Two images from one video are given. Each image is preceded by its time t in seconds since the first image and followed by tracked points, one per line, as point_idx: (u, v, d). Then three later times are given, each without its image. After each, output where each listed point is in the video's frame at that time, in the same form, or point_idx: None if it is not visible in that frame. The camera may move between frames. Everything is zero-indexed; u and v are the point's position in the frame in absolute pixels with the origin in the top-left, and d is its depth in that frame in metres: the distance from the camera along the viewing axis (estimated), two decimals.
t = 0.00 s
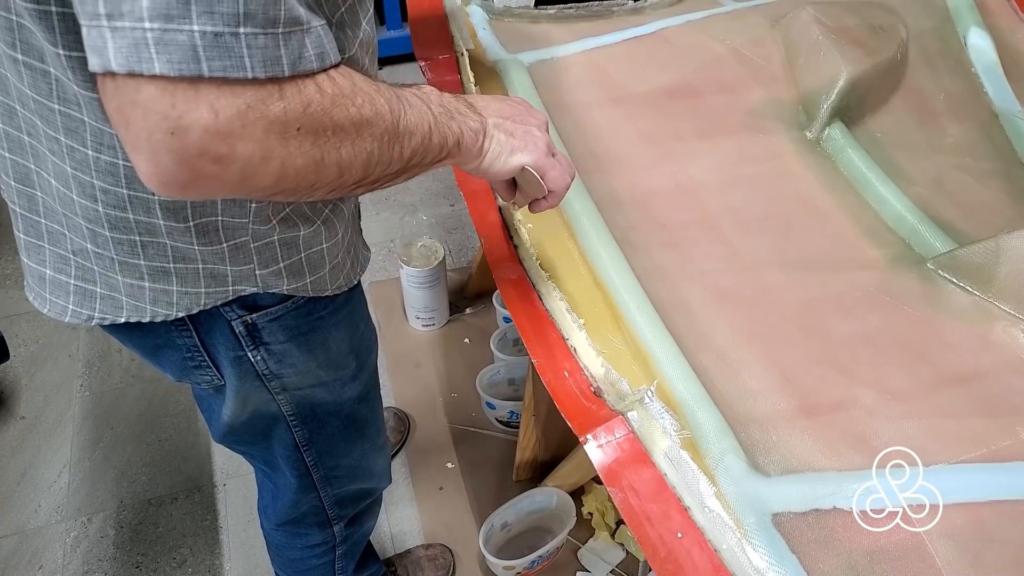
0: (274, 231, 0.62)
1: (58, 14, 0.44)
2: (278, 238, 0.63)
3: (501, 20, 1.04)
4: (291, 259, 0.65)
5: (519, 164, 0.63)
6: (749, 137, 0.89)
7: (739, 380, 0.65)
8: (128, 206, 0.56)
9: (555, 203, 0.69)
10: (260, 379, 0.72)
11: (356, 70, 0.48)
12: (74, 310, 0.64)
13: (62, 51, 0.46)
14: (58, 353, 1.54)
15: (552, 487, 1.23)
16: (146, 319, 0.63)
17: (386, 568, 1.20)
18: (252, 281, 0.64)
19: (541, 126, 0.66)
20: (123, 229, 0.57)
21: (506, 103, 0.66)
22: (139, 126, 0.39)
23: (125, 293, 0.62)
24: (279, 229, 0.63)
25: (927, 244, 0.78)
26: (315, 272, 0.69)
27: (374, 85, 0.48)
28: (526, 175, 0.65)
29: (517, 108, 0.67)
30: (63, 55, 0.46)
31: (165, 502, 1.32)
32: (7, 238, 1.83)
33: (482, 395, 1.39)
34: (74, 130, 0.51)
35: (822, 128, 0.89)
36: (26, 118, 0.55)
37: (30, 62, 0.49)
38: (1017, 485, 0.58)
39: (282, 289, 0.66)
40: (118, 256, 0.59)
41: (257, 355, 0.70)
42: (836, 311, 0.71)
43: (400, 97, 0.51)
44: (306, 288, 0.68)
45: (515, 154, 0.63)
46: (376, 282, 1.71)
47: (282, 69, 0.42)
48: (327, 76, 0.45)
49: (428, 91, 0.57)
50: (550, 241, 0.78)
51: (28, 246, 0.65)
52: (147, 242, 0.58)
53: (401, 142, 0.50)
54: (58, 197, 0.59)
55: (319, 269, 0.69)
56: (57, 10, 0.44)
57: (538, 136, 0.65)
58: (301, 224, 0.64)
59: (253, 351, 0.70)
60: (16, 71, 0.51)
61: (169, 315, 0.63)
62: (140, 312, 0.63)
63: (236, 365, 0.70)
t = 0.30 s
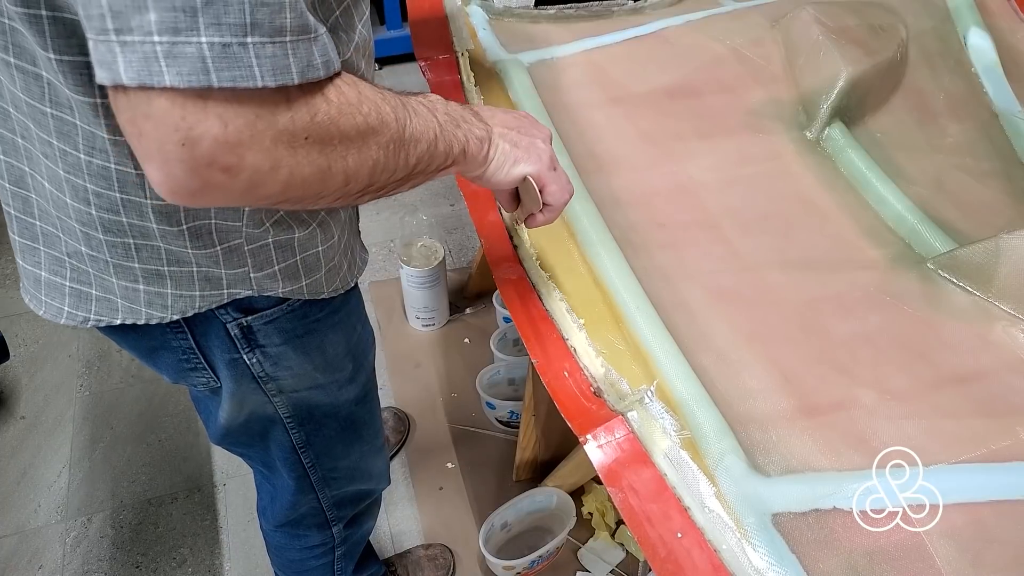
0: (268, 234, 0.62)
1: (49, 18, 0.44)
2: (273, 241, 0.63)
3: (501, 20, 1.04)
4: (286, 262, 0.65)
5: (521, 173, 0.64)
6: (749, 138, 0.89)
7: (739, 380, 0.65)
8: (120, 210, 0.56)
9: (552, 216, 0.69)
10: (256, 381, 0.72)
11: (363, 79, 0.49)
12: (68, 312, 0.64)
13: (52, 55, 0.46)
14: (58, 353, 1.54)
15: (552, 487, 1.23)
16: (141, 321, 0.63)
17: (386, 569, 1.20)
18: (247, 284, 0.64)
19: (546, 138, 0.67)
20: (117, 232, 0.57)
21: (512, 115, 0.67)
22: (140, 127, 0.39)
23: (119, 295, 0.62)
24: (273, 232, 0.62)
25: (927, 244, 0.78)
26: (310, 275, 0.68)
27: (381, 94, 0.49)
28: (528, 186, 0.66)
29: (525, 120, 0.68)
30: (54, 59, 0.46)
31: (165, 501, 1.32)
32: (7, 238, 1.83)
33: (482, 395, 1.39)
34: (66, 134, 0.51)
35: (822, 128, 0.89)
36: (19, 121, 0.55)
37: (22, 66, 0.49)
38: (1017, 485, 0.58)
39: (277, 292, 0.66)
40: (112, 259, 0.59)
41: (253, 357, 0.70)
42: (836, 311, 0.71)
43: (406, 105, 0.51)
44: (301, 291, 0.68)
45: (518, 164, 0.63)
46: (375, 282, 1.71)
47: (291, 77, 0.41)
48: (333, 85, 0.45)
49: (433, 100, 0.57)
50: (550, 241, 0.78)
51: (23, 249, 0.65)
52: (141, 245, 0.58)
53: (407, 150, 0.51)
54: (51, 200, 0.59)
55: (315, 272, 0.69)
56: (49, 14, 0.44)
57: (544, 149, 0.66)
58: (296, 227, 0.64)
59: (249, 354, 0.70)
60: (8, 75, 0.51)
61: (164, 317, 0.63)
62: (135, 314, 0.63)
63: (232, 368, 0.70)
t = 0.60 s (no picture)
0: (270, 233, 0.62)
1: (52, 17, 0.44)
2: (274, 240, 0.63)
3: (501, 20, 1.04)
4: (288, 261, 0.65)
5: (506, 139, 0.63)
6: (749, 138, 0.89)
7: (739, 380, 0.65)
8: (123, 209, 0.56)
9: (537, 187, 0.69)
10: (258, 381, 0.72)
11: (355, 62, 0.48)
12: (71, 312, 0.64)
13: (55, 54, 0.46)
14: (57, 353, 1.54)
15: (552, 487, 1.23)
16: (143, 321, 0.63)
17: (386, 569, 1.21)
18: (248, 283, 0.64)
19: (530, 112, 0.67)
20: (119, 232, 0.57)
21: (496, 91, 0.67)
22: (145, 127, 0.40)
23: (122, 295, 0.62)
24: (275, 231, 0.63)
25: (927, 244, 0.78)
26: (311, 274, 0.69)
27: (374, 77, 0.49)
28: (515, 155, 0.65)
29: (506, 95, 0.67)
30: (57, 58, 0.46)
31: (166, 502, 1.32)
32: (7, 238, 1.83)
33: (482, 395, 1.39)
34: (69, 133, 0.51)
35: (822, 128, 0.89)
36: (22, 121, 0.55)
37: (25, 65, 0.49)
38: (1017, 485, 0.58)
39: (279, 292, 0.66)
40: (114, 258, 0.59)
41: (254, 357, 0.70)
42: (836, 311, 0.71)
43: (396, 84, 0.51)
44: (302, 290, 0.68)
45: (506, 132, 0.63)
46: (375, 282, 1.71)
47: (294, 71, 0.41)
48: (330, 74, 0.45)
49: (421, 73, 0.57)
50: (550, 241, 0.78)
51: (24, 249, 0.65)
52: (143, 245, 0.58)
53: (402, 131, 0.51)
54: (54, 200, 0.59)
55: (316, 271, 0.69)
56: (51, 12, 0.44)
57: (527, 118, 0.65)
58: (298, 227, 0.65)
59: (250, 353, 0.70)
60: (11, 74, 0.51)
61: (166, 316, 0.63)
62: (137, 314, 0.63)
63: (234, 367, 0.70)
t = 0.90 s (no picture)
0: (271, 229, 0.62)
1: (55, 11, 0.44)
2: (274, 236, 0.63)
3: (501, 19, 1.04)
4: (288, 257, 0.65)
5: (529, 168, 0.63)
6: (749, 137, 0.89)
7: (739, 380, 0.65)
8: (124, 202, 0.56)
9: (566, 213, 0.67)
10: (257, 376, 0.72)
11: (357, 67, 0.48)
12: (71, 305, 0.64)
13: (58, 47, 0.46)
14: (58, 353, 1.54)
15: (552, 487, 1.23)
16: (142, 315, 0.63)
17: (386, 568, 1.21)
18: (248, 279, 0.64)
19: (556, 132, 0.66)
20: (119, 225, 0.57)
21: (525, 109, 0.67)
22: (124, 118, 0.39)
23: (122, 289, 0.62)
24: (275, 227, 0.63)
25: (927, 244, 0.78)
26: (311, 271, 0.69)
27: (376, 84, 0.49)
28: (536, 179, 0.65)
29: (535, 113, 0.67)
30: (60, 52, 0.46)
31: (166, 502, 1.32)
32: (7, 238, 1.83)
33: (482, 395, 1.39)
34: (71, 126, 0.51)
35: (822, 128, 0.89)
36: (24, 114, 0.55)
37: (27, 58, 0.49)
38: (1017, 485, 0.58)
39: (279, 287, 0.66)
40: (115, 252, 0.59)
41: (254, 352, 0.70)
42: (836, 311, 0.71)
43: (405, 95, 0.51)
44: (302, 287, 0.68)
45: (526, 157, 0.63)
46: (375, 282, 1.71)
47: (274, 66, 0.42)
48: (320, 72, 0.45)
49: (438, 90, 0.58)
50: (550, 240, 0.78)
51: (25, 242, 0.65)
52: (144, 239, 0.58)
53: (403, 140, 0.50)
54: (55, 193, 0.59)
55: (316, 268, 0.69)
56: (54, 6, 0.44)
57: (554, 142, 0.65)
58: (298, 223, 0.65)
59: (250, 349, 0.70)
60: (13, 66, 0.51)
61: (166, 311, 0.63)
62: (137, 308, 0.63)
63: (233, 363, 0.70)
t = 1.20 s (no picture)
0: (270, 232, 0.62)
1: (53, 15, 0.44)
2: (274, 238, 0.63)
3: (501, 20, 1.04)
4: (287, 259, 0.65)
5: (514, 175, 0.63)
6: (749, 137, 0.89)
7: (739, 380, 0.65)
8: (123, 206, 0.56)
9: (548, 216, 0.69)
10: (257, 379, 0.72)
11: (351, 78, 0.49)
12: (70, 309, 0.64)
13: (56, 51, 0.46)
14: (58, 353, 1.54)
15: (552, 487, 1.23)
16: (142, 318, 0.63)
17: (386, 568, 1.21)
18: (247, 282, 0.64)
19: (540, 137, 0.66)
20: (118, 229, 0.57)
21: (505, 114, 0.67)
22: (127, 127, 0.39)
23: (121, 292, 0.62)
24: (275, 229, 0.62)
25: (927, 244, 0.78)
26: (311, 273, 0.68)
27: (369, 94, 0.49)
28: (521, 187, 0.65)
29: (516, 118, 0.67)
30: (58, 56, 0.46)
31: (165, 502, 1.32)
32: (8, 238, 1.83)
33: (482, 395, 1.39)
34: (69, 130, 0.51)
35: (822, 128, 0.89)
36: (22, 118, 0.55)
37: (26, 62, 0.49)
38: (1017, 485, 0.58)
39: (279, 290, 0.66)
40: (114, 256, 0.59)
41: (253, 355, 0.70)
42: (836, 310, 0.71)
43: (395, 105, 0.52)
44: (301, 289, 0.68)
45: (510, 166, 0.63)
46: (375, 282, 1.71)
47: (276, 77, 0.42)
48: (321, 85, 0.45)
49: (424, 101, 0.57)
50: (550, 241, 0.78)
51: (24, 246, 0.65)
52: (143, 242, 0.58)
53: (396, 150, 0.51)
54: (54, 197, 0.59)
55: (316, 270, 0.69)
56: (53, 11, 0.44)
57: (536, 148, 0.65)
58: (298, 225, 0.64)
59: (249, 352, 0.70)
60: (12, 71, 0.51)
61: (165, 315, 0.63)
62: (136, 312, 0.63)
63: (233, 366, 0.70)
